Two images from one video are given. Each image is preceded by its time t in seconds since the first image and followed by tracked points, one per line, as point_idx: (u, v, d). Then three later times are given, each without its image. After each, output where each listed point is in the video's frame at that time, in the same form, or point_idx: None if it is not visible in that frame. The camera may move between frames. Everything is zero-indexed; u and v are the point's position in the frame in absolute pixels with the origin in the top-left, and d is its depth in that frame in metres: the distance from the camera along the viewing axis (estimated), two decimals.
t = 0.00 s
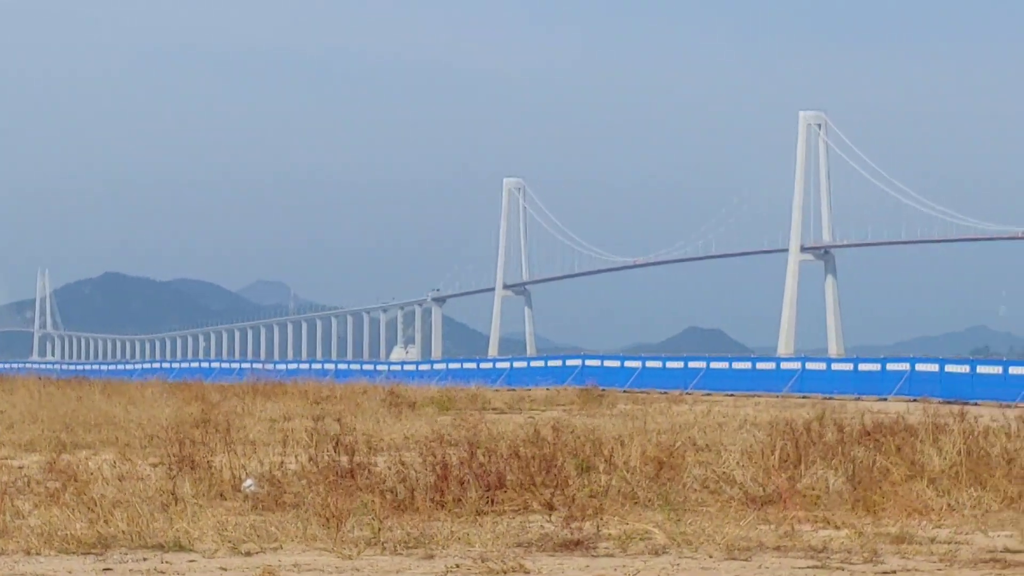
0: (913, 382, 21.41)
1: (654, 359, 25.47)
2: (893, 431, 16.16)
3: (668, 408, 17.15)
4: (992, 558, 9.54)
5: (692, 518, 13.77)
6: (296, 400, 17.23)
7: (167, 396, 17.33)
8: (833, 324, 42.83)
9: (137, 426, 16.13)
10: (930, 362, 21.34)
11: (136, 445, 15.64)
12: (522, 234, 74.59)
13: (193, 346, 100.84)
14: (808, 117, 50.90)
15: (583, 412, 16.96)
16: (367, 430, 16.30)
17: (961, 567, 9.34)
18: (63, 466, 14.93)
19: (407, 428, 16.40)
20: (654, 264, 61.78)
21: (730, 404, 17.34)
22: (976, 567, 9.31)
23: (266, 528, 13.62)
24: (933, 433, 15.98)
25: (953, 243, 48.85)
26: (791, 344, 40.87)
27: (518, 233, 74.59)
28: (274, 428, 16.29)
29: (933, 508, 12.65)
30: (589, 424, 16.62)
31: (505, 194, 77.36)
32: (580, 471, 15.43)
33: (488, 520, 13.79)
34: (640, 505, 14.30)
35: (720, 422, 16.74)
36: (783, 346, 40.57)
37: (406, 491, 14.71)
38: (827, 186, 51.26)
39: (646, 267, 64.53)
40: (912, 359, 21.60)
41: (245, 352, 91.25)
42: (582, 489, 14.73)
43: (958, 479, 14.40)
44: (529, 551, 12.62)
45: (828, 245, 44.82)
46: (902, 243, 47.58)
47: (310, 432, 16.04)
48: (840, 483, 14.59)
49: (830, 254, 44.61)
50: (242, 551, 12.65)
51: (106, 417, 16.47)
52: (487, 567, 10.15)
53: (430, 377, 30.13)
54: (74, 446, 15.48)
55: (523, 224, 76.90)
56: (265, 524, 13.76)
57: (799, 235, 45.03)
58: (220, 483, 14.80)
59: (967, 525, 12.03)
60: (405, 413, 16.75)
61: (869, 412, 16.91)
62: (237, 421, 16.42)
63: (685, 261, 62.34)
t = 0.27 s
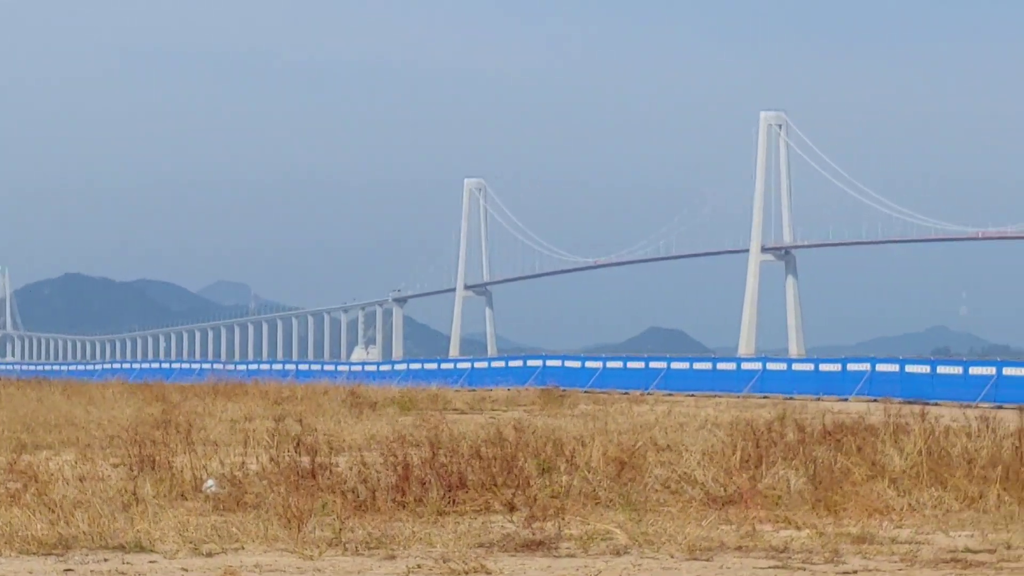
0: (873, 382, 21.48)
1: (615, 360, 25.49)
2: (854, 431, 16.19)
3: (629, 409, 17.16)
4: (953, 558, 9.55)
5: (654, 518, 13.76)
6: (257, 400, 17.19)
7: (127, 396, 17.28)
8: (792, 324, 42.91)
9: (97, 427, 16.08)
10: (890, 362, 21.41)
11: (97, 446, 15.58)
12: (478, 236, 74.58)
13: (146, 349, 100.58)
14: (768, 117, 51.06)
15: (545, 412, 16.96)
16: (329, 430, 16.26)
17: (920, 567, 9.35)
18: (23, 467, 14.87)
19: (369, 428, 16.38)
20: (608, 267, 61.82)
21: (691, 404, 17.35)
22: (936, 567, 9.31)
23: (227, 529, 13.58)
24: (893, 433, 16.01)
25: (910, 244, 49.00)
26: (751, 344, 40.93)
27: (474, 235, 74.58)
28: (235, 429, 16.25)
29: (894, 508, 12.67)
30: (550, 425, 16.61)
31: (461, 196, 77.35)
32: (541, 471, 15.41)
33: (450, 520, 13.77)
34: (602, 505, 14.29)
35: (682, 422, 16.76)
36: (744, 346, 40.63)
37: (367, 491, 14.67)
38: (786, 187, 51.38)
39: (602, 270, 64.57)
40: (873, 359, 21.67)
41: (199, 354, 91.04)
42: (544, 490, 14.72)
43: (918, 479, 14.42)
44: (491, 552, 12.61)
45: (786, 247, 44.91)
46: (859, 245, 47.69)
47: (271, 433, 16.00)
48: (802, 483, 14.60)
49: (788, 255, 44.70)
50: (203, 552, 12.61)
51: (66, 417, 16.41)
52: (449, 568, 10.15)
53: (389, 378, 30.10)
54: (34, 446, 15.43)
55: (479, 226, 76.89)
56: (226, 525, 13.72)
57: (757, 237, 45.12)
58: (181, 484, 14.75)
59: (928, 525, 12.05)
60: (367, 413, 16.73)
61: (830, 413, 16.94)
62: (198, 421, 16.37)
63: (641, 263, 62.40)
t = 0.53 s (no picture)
0: (855, 382, 21.51)
1: (597, 360, 25.50)
2: (835, 432, 16.21)
3: (610, 409, 17.17)
4: (935, 558, 9.57)
5: (635, 519, 13.76)
6: (238, 401, 17.17)
7: (108, 397, 17.25)
8: (775, 324, 42.94)
9: (78, 427, 16.05)
10: (872, 363, 21.44)
11: (78, 446, 15.56)
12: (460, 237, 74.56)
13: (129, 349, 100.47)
14: (750, 117, 51.10)
15: (527, 412, 16.96)
16: (310, 431, 16.25)
17: (900, 567, 9.36)
18: (4, 468, 14.84)
19: (350, 429, 16.37)
20: (591, 267, 61.84)
21: (673, 405, 17.36)
22: (918, 567, 9.32)
23: (208, 529, 13.56)
24: (875, 433, 16.02)
25: (892, 245, 49.06)
26: (733, 345, 40.94)
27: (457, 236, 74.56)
28: (216, 429, 16.23)
29: (875, 508, 12.69)
30: (532, 425, 16.62)
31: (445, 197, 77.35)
32: (523, 471, 15.41)
33: (432, 520, 13.77)
34: (584, 505, 14.28)
35: (663, 423, 16.76)
36: (727, 347, 40.65)
37: (349, 492, 14.65)
38: (769, 188, 51.42)
39: (584, 271, 64.58)
40: (855, 359, 21.71)
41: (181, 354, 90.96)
42: (526, 490, 14.72)
43: (900, 480, 14.43)
44: (472, 552, 12.61)
45: (768, 247, 44.94)
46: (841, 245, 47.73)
47: (253, 433, 15.99)
48: (783, 484, 14.61)
49: (771, 256, 44.73)
50: (184, 552, 12.60)
51: (47, 418, 16.39)
52: (430, 568, 10.16)
53: (370, 378, 30.09)
54: (15, 447, 15.41)
55: (462, 227, 76.89)
56: (207, 525, 13.70)
57: (740, 237, 45.14)
58: (162, 484, 14.73)
59: (910, 525, 12.07)
60: (348, 413, 16.72)
61: (812, 413, 16.95)
62: (179, 422, 16.36)
63: (623, 264, 62.43)
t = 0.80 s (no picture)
0: (840, 383, 21.55)
1: (583, 361, 25.52)
2: (821, 432, 16.23)
3: (596, 409, 17.19)
4: (918, 559, 9.58)
5: (621, 519, 13.77)
6: (225, 401, 17.17)
7: (93, 397, 17.25)
8: (761, 325, 42.97)
9: (64, 428, 16.05)
10: (858, 363, 21.48)
11: (63, 447, 15.56)
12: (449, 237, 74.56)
13: (117, 349, 100.40)
14: (737, 118, 51.10)
15: (512, 413, 16.98)
16: (296, 432, 16.26)
17: (885, 567, 9.38)
18: None
19: (336, 429, 16.37)
20: (578, 267, 61.86)
21: (659, 405, 17.38)
22: (902, 567, 9.32)
23: (194, 530, 13.56)
24: (860, 434, 16.05)
25: (878, 245, 49.12)
26: (720, 347, 40.97)
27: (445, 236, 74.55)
28: (202, 430, 16.23)
29: (860, 509, 12.70)
30: (518, 425, 16.63)
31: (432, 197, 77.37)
32: (508, 472, 15.42)
33: (417, 520, 13.77)
34: (569, 506, 14.28)
35: (649, 423, 16.78)
36: (713, 348, 40.69)
37: (334, 492, 14.66)
38: (755, 189, 51.46)
39: (572, 271, 64.59)
40: (841, 360, 21.74)
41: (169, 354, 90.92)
42: (512, 490, 14.72)
43: (885, 480, 14.45)
44: (456, 552, 12.61)
45: (755, 247, 44.97)
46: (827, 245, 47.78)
47: (239, 434, 15.99)
48: (768, 484, 14.62)
49: (758, 256, 44.77)
50: (170, 553, 12.60)
51: (33, 418, 16.38)
52: (416, 568, 10.17)
53: (356, 378, 30.09)
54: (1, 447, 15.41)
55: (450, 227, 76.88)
56: (193, 526, 13.70)
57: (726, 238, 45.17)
58: (148, 485, 14.73)
59: (894, 526, 12.08)
60: (334, 414, 16.72)
61: (797, 414, 16.98)
62: (165, 422, 16.35)
63: (610, 264, 62.45)
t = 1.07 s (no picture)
0: (823, 384, 21.57)
1: (566, 362, 25.52)
2: (804, 433, 16.23)
3: (579, 410, 17.19)
4: (901, 560, 9.57)
5: (604, 520, 13.76)
6: (207, 403, 17.15)
7: (75, 399, 17.23)
8: (744, 325, 42.99)
9: (46, 429, 16.02)
10: (840, 364, 21.50)
11: (45, 448, 15.54)
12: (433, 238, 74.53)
13: (101, 349, 100.32)
14: (719, 119, 51.09)
15: (495, 414, 16.97)
16: (279, 433, 16.24)
17: (866, 568, 9.37)
18: None
19: (319, 430, 16.36)
20: (562, 268, 61.87)
21: (642, 407, 17.38)
22: (885, 568, 9.31)
23: (177, 531, 13.54)
24: (843, 435, 16.05)
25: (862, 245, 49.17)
26: (702, 348, 41.00)
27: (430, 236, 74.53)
28: (184, 431, 16.21)
29: (844, 509, 12.69)
30: (501, 426, 16.63)
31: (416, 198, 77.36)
32: (491, 473, 15.40)
33: (400, 521, 13.75)
34: (552, 507, 14.27)
35: (632, 424, 16.78)
36: (696, 349, 40.73)
37: (317, 493, 14.64)
38: (738, 189, 51.50)
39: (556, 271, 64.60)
40: (824, 361, 21.76)
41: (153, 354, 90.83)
42: (495, 491, 14.71)
43: (868, 481, 14.45)
44: (439, 553, 12.61)
45: (738, 247, 44.99)
46: (811, 246, 47.80)
47: (221, 435, 15.97)
48: (751, 485, 14.62)
49: (740, 257, 44.79)
50: (152, 554, 12.58)
51: (15, 420, 16.36)
52: (398, 569, 10.16)
53: (339, 380, 30.07)
54: None
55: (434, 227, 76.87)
56: (175, 527, 13.67)
57: (709, 238, 45.20)
58: (130, 486, 14.71)
59: (877, 526, 12.08)
60: (316, 415, 16.71)
61: (780, 415, 16.98)
62: (147, 423, 16.33)
63: (595, 264, 62.47)
